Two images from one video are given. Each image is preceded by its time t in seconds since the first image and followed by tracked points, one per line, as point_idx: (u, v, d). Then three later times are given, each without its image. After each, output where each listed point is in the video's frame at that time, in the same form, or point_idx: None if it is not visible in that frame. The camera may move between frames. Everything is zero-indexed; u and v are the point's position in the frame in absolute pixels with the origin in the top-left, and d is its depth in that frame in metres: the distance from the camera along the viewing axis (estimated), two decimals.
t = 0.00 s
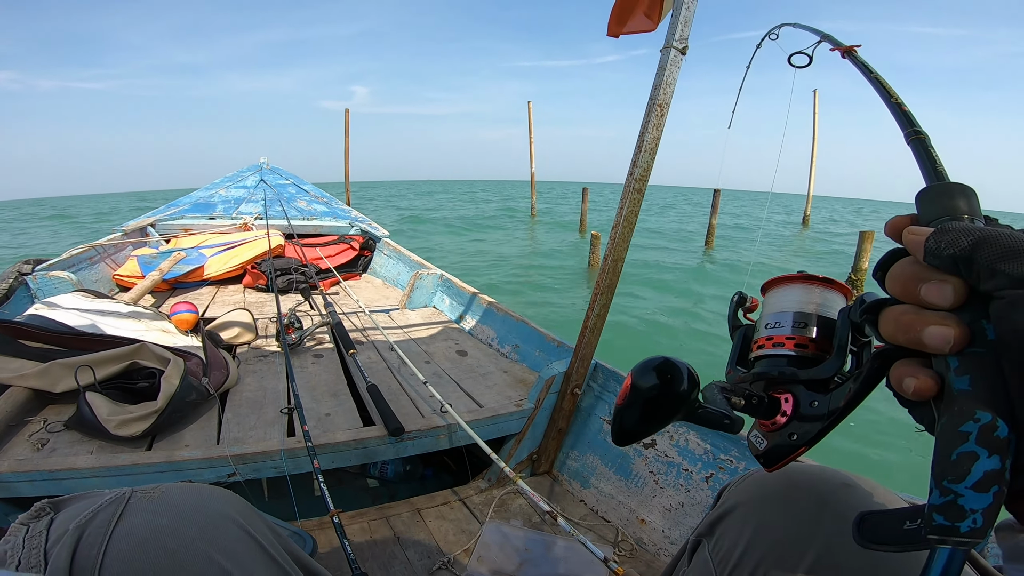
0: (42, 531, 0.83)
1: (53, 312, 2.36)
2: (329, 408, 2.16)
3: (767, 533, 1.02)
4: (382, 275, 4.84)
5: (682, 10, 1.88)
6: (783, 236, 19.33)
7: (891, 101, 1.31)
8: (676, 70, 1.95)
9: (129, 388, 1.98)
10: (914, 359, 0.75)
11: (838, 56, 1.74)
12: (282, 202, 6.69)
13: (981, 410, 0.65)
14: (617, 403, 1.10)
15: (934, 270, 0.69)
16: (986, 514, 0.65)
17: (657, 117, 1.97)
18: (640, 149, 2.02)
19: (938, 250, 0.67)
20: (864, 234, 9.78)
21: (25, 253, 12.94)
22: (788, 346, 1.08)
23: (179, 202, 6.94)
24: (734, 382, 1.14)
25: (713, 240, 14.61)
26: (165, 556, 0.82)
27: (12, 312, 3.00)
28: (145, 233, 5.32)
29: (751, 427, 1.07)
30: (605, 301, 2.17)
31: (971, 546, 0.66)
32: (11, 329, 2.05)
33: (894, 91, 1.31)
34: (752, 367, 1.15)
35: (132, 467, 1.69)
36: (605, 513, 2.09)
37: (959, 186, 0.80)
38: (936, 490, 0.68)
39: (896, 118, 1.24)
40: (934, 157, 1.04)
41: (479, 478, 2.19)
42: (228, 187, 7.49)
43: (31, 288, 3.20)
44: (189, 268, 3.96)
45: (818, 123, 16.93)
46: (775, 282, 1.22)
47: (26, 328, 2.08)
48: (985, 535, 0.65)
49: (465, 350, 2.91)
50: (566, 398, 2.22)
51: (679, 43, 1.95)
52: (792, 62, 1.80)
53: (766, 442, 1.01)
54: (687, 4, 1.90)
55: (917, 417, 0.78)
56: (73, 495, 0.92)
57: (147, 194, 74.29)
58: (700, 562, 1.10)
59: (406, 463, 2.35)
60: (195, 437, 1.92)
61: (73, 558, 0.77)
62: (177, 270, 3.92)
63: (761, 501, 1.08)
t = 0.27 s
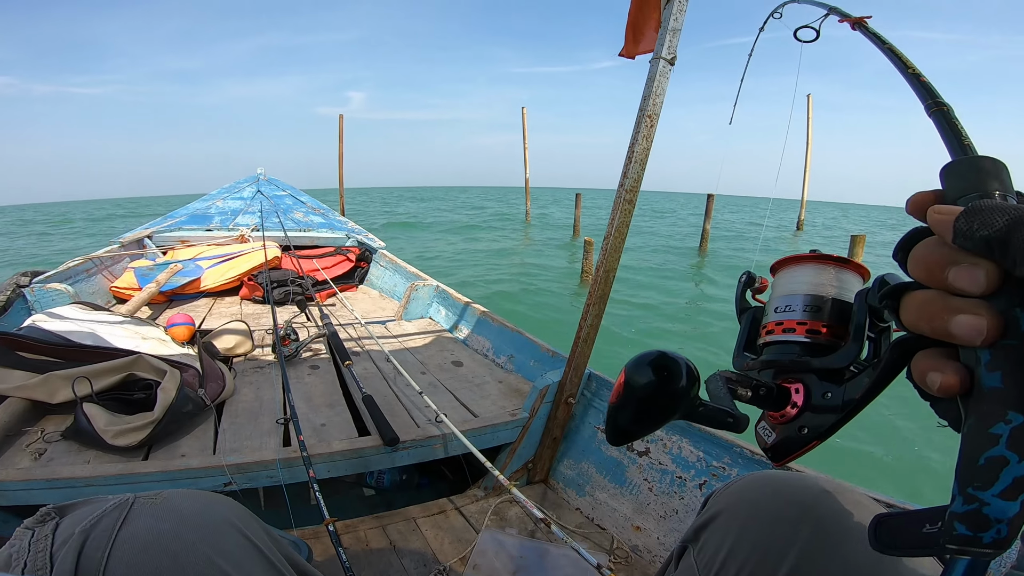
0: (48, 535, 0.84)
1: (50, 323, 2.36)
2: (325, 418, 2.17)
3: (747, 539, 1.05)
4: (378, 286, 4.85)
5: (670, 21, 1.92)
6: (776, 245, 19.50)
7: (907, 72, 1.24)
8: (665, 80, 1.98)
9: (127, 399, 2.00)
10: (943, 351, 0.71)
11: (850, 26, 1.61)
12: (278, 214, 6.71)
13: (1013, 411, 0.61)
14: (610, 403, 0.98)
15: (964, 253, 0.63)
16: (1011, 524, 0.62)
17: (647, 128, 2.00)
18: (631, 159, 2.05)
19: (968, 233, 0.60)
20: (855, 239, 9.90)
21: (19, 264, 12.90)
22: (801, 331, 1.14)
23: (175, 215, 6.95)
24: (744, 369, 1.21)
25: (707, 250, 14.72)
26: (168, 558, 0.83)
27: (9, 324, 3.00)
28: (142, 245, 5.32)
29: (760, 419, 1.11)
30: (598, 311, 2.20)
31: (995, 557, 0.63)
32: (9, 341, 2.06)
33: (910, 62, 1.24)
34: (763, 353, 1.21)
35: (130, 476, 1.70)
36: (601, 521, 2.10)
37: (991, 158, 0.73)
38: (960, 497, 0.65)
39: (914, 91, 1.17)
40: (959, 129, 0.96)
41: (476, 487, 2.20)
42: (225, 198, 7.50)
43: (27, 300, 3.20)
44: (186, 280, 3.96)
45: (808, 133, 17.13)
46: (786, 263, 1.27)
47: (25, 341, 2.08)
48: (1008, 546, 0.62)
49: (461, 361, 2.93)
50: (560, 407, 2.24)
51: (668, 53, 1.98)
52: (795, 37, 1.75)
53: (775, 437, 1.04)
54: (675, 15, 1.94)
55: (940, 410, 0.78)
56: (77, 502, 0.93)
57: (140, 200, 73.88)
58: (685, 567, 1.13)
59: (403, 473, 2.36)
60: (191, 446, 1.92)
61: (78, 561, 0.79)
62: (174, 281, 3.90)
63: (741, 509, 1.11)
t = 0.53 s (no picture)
0: (53, 546, 0.89)
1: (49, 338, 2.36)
2: (324, 429, 2.17)
3: (746, 541, 1.07)
4: (376, 298, 4.85)
5: (659, 30, 1.97)
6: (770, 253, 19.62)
7: (920, 50, 1.25)
8: (655, 87, 2.02)
9: (125, 413, 1.98)
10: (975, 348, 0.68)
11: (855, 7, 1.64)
12: (275, 227, 6.72)
13: None
14: (608, 407, 0.97)
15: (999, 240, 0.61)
16: None
17: (639, 136, 2.03)
18: (624, 167, 2.08)
19: (1003, 216, 0.58)
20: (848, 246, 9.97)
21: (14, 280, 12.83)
22: (810, 321, 1.15)
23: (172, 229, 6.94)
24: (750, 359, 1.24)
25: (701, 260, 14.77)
26: (171, 567, 0.89)
27: (7, 340, 2.99)
28: (139, 260, 5.32)
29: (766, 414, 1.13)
30: (594, 319, 2.21)
31: None
32: (6, 356, 2.04)
33: (923, 40, 1.25)
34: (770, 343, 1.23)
35: (130, 489, 1.70)
36: (602, 528, 2.11)
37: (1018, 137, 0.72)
38: (992, 505, 0.62)
39: (929, 68, 1.19)
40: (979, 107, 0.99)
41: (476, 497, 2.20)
42: (222, 211, 7.50)
43: (25, 316, 3.19)
44: (184, 293, 3.95)
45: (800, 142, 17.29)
46: (796, 247, 1.28)
47: (23, 356, 2.06)
48: None
49: (459, 371, 2.94)
50: (560, 415, 2.24)
51: (658, 60, 2.02)
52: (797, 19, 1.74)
53: (781, 434, 1.06)
54: (665, 24, 1.99)
55: (964, 407, 0.77)
56: (82, 513, 0.99)
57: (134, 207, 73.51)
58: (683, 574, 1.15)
59: (403, 483, 2.37)
60: (191, 459, 1.92)
61: (85, 568, 0.85)
62: (172, 295, 3.89)
63: (740, 511, 1.13)
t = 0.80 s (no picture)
0: (55, 554, 0.90)
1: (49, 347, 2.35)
2: (325, 436, 2.17)
3: (748, 542, 1.08)
4: (375, 304, 4.85)
5: (653, 32, 1.99)
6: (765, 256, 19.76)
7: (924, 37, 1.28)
8: (651, 89, 2.04)
9: (124, 422, 1.98)
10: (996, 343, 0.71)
11: None
12: (273, 234, 6.71)
13: None
14: (608, 412, 0.99)
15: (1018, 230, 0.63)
16: None
17: (636, 138, 2.06)
18: (621, 170, 2.10)
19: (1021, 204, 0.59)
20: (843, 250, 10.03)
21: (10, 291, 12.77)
22: (817, 315, 1.18)
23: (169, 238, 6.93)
24: (756, 356, 1.27)
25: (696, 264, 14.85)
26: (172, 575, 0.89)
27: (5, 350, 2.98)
28: (136, 268, 5.31)
29: (772, 413, 1.15)
30: (594, 323, 2.23)
31: None
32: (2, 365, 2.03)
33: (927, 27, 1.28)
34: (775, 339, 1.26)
35: (131, 497, 1.69)
36: (605, 532, 2.12)
37: None
38: (1016, 511, 0.62)
39: (935, 55, 1.22)
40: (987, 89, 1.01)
41: (478, 502, 2.20)
42: (219, 219, 7.49)
43: (23, 326, 3.18)
44: (182, 302, 3.94)
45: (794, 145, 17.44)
46: (800, 239, 1.30)
47: (19, 365, 2.05)
48: None
49: (459, 376, 2.94)
50: (560, 419, 2.26)
51: (653, 63, 2.04)
52: (795, 9, 1.76)
53: (790, 433, 1.07)
54: (659, 27, 2.01)
55: (983, 406, 0.81)
56: (83, 521, 1.01)
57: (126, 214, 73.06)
58: None
59: (405, 489, 2.37)
60: (191, 467, 1.91)
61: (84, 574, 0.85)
62: (170, 304, 3.87)
63: (740, 513, 1.15)
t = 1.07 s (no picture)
0: (46, 556, 0.89)
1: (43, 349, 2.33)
2: (321, 437, 2.15)
3: (748, 543, 1.08)
4: (372, 304, 4.83)
5: (649, 29, 2.00)
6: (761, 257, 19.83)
7: (915, 45, 1.29)
8: (647, 86, 2.05)
9: (118, 425, 1.97)
10: (991, 350, 0.71)
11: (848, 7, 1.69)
12: (269, 235, 6.69)
13: None
14: (608, 419, 0.98)
15: (1006, 237, 0.63)
16: None
17: (632, 135, 2.06)
18: (618, 166, 2.11)
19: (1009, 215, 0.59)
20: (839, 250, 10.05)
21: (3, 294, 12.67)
22: (816, 324, 1.17)
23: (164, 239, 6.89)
24: (756, 366, 1.26)
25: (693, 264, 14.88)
26: None
27: None
28: (131, 270, 5.28)
29: (774, 422, 1.16)
30: (592, 320, 2.22)
31: None
32: None
33: (917, 36, 1.30)
34: (775, 347, 1.25)
35: (126, 499, 1.68)
36: (605, 531, 2.12)
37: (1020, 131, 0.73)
38: (1015, 514, 0.61)
39: (928, 64, 1.23)
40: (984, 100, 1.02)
41: (476, 502, 2.19)
42: (215, 220, 7.45)
43: (16, 328, 3.16)
44: (177, 303, 3.92)
45: (788, 145, 17.49)
46: (800, 249, 1.30)
47: (12, 368, 2.03)
48: None
49: (457, 376, 2.93)
50: (560, 418, 2.25)
51: (649, 60, 2.05)
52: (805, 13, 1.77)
53: (792, 442, 1.08)
54: (653, 24, 2.02)
55: (980, 412, 0.81)
56: (75, 523, 1.00)
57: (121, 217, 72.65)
58: None
59: (404, 490, 2.36)
60: (186, 470, 1.90)
61: None
62: (165, 305, 3.85)
63: (740, 513, 1.14)
